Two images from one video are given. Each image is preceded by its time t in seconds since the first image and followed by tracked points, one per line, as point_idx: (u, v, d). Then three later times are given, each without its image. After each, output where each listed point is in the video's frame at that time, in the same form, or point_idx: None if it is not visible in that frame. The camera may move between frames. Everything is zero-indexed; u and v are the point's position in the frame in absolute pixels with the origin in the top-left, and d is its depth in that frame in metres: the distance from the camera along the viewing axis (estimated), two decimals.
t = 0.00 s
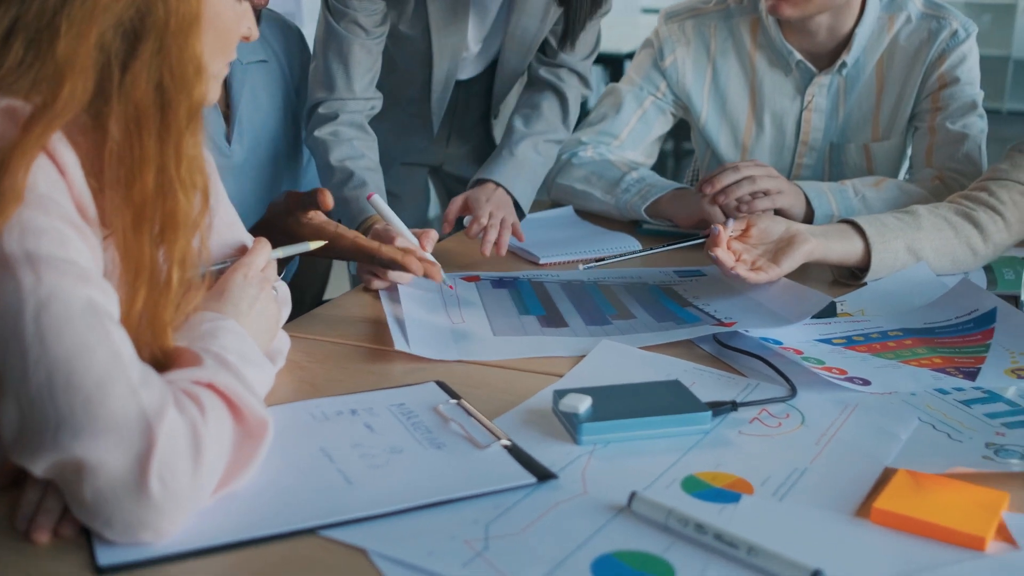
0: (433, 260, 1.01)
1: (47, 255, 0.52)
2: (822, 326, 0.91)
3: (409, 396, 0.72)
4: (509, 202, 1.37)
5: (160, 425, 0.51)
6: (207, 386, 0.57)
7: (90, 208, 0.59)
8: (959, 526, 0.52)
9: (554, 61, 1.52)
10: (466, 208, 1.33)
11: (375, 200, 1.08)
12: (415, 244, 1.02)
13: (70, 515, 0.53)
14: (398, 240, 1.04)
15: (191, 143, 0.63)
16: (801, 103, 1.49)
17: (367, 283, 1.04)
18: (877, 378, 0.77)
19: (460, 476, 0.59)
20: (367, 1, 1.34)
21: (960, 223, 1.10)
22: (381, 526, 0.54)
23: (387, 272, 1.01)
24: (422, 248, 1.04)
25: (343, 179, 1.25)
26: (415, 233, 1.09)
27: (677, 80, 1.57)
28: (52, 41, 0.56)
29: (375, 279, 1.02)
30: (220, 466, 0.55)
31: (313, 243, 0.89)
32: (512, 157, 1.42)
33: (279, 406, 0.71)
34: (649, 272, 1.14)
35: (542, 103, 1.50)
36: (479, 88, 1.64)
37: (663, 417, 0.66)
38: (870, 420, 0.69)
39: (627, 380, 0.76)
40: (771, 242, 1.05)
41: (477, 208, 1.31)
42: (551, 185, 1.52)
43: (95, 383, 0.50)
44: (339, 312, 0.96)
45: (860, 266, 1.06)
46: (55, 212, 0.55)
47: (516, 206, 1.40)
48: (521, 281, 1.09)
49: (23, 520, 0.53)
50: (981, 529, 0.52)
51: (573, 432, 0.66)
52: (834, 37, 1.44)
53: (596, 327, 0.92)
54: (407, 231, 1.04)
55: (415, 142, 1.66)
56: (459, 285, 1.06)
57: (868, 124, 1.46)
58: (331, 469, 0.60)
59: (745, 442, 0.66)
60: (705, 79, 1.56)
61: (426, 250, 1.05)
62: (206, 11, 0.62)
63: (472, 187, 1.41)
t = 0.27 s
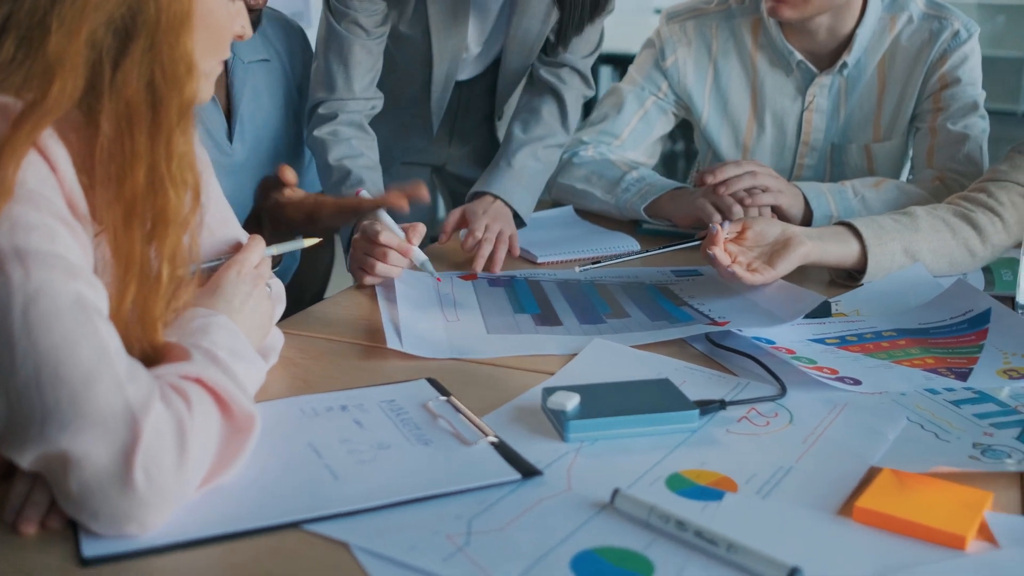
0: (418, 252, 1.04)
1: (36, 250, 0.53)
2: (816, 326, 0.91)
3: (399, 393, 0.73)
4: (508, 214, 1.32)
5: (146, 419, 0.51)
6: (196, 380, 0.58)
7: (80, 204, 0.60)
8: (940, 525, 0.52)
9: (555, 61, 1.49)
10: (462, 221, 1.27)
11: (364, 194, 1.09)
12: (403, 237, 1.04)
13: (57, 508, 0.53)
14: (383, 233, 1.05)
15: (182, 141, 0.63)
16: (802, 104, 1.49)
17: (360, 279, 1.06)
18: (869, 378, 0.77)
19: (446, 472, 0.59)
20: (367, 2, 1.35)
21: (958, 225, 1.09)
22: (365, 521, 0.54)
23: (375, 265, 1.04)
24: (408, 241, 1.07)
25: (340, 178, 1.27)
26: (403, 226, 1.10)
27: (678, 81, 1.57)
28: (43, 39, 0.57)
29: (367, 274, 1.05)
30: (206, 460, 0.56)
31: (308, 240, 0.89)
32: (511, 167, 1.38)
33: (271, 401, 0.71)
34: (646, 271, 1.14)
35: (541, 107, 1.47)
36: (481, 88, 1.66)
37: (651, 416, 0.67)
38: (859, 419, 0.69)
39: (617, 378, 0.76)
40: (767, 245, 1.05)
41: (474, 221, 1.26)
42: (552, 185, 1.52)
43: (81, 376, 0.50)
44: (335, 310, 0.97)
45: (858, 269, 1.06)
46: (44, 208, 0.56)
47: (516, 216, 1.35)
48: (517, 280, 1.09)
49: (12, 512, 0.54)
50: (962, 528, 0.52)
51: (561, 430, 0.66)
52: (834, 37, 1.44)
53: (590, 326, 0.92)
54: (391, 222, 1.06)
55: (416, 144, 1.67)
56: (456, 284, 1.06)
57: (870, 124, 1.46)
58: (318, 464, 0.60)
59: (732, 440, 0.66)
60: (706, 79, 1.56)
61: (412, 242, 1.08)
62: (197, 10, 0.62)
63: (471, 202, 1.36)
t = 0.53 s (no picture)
0: (417, 243, 1.05)
1: (22, 243, 0.53)
2: (807, 326, 0.91)
3: (387, 388, 0.73)
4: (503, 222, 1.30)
5: (127, 410, 0.52)
6: (180, 372, 0.58)
7: (69, 198, 0.61)
8: (917, 523, 0.52)
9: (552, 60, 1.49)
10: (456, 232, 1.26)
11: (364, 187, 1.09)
12: (403, 228, 1.05)
13: (40, 497, 0.54)
14: (383, 224, 1.07)
15: (169, 136, 0.64)
16: (800, 105, 1.48)
17: (359, 269, 1.08)
18: (856, 377, 0.77)
19: (428, 467, 0.60)
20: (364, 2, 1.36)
21: (953, 227, 1.09)
22: (345, 514, 0.55)
23: (374, 256, 1.05)
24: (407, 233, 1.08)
25: (335, 174, 1.28)
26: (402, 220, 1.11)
27: (677, 81, 1.57)
28: (32, 31, 0.58)
29: (365, 265, 1.06)
30: (189, 452, 0.56)
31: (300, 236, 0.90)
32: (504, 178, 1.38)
33: (258, 395, 0.72)
34: (640, 270, 1.14)
35: (536, 113, 1.48)
36: (481, 88, 1.67)
37: (634, 412, 0.67)
38: (843, 418, 0.69)
39: (604, 376, 0.76)
40: (759, 248, 1.05)
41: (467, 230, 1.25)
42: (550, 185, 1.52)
43: (64, 367, 0.51)
44: (328, 307, 0.97)
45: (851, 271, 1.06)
46: (32, 202, 0.56)
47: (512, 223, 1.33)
48: (511, 279, 1.09)
49: None
50: (938, 526, 0.52)
51: (544, 426, 0.66)
52: (832, 39, 1.44)
53: (580, 324, 0.92)
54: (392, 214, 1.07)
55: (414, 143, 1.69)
56: (449, 281, 1.06)
57: (868, 125, 1.45)
58: (302, 457, 0.61)
59: (715, 437, 0.66)
60: (705, 79, 1.56)
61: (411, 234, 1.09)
62: (186, 6, 0.63)
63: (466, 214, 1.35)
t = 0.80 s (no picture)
0: (423, 245, 1.04)
1: (13, 232, 0.54)
2: (801, 321, 0.90)
3: (378, 379, 0.73)
4: (500, 217, 1.30)
5: (114, 397, 0.52)
6: (169, 361, 0.59)
7: (61, 187, 0.61)
8: (900, 516, 0.52)
9: (554, 54, 1.49)
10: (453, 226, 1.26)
11: (372, 184, 1.10)
12: (410, 228, 1.04)
13: (29, 484, 0.54)
14: (389, 223, 1.06)
15: (160, 127, 0.64)
16: (801, 101, 1.48)
17: (359, 266, 1.07)
18: (847, 372, 0.77)
19: (415, 456, 0.60)
20: None
21: (951, 223, 1.09)
22: (330, 503, 0.55)
23: (376, 255, 1.03)
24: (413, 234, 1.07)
25: (334, 167, 1.28)
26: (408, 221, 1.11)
27: (678, 76, 1.57)
28: (25, 22, 0.58)
29: (366, 263, 1.04)
30: (176, 440, 0.56)
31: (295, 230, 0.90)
32: (501, 173, 1.39)
33: (250, 386, 0.72)
34: (637, 265, 1.14)
35: (535, 106, 1.48)
36: (483, 83, 1.67)
37: (623, 405, 0.67)
38: (832, 412, 0.69)
39: (596, 368, 0.76)
40: (755, 244, 1.05)
41: (465, 224, 1.25)
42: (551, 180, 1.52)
43: (52, 354, 0.51)
44: (323, 299, 0.98)
45: (847, 266, 1.06)
46: (24, 191, 0.57)
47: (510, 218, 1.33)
48: (507, 273, 1.09)
49: None
50: (921, 519, 0.52)
51: (533, 417, 0.66)
52: (832, 36, 1.44)
53: (574, 317, 0.92)
54: (399, 213, 1.07)
55: (415, 137, 1.69)
56: (446, 275, 1.07)
57: (869, 121, 1.45)
58: (290, 447, 0.61)
59: (704, 430, 0.66)
60: (706, 75, 1.56)
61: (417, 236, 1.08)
62: None
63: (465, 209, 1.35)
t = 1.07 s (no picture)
0: (417, 240, 1.03)
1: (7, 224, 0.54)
2: (797, 317, 0.90)
3: (371, 372, 0.74)
4: (500, 212, 1.31)
5: (103, 386, 0.53)
6: (160, 353, 0.59)
7: (56, 179, 0.62)
8: (884, 511, 0.52)
9: (557, 49, 1.49)
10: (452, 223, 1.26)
11: (367, 181, 1.10)
12: (403, 223, 1.04)
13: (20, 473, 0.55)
14: (383, 218, 1.05)
15: (155, 119, 0.65)
16: (803, 98, 1.48)
17: (358, 262, 1.07)
18: (840, 368, 0.77)
19: (404, 448, 0.60)
20: None
21: (951, 221, 1.09)
22: (318, 494, 0.55)
23: (371, 251, 1.03)
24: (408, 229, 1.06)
25: (335, 162, 1.29)
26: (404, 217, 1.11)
27: (680, 73, 1.57)
28: (20, 13, 0.59)
29: (363, 260, 1.05)
30: (166, 431, 0.57)
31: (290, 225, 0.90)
32: (502, 169, 1.39)
33: (244, 378, 0.72)
34: (636, 261, 1.14)
35: (537, 102, 1.48)
36: (488, 79, 1.66)
37: (613, 399, 0.67)
38: (823, 408, 0.69)
39: (590, 363, 0.76)
40: (753, 241, 1.05)
41: (465, 220, 1.25)
42: (552, 176, 1.52)
43: (43, 344, 0.52)
44: (321, 293, 0.98)
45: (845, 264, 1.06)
46: (18, 183, 0.57)
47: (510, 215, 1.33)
48: (505, 268, 1.10)
49: None
50: (905, 515, 0.52)
51: (523, 411, 0.67)
52: (834, 32, 1.44)
53: (570, 313, 0.92)
54: (393, 209, 1.06)
55: (420, 134, 1.70)
56: (444, 271, 1.07)
57: (871, 118, 1.44)
58: (281, 438, 0.62)
59: (693, 425, 0.66)
60: (708, 72, 1.56)
61: (412, 230, 1.08)
62: None
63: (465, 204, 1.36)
